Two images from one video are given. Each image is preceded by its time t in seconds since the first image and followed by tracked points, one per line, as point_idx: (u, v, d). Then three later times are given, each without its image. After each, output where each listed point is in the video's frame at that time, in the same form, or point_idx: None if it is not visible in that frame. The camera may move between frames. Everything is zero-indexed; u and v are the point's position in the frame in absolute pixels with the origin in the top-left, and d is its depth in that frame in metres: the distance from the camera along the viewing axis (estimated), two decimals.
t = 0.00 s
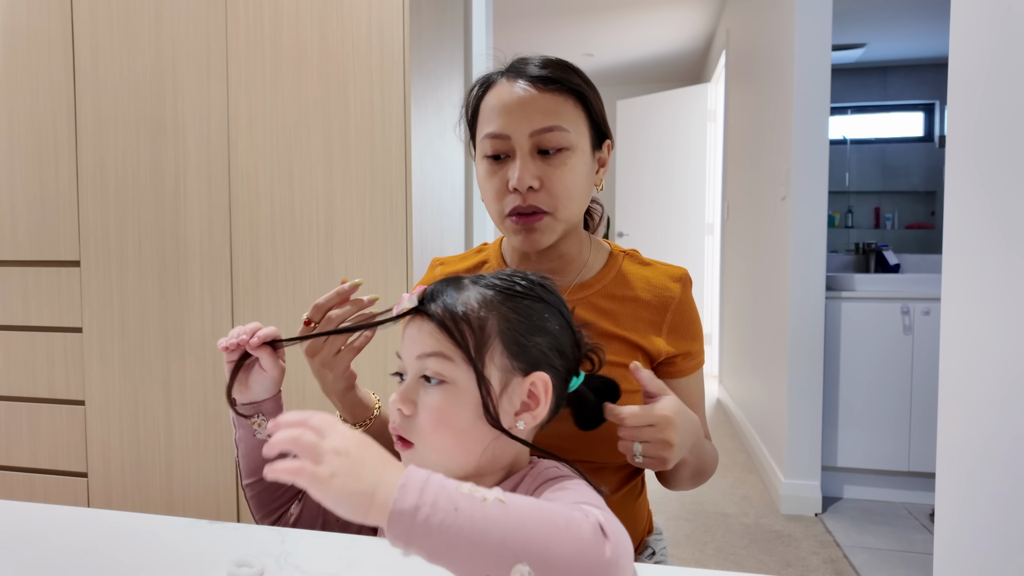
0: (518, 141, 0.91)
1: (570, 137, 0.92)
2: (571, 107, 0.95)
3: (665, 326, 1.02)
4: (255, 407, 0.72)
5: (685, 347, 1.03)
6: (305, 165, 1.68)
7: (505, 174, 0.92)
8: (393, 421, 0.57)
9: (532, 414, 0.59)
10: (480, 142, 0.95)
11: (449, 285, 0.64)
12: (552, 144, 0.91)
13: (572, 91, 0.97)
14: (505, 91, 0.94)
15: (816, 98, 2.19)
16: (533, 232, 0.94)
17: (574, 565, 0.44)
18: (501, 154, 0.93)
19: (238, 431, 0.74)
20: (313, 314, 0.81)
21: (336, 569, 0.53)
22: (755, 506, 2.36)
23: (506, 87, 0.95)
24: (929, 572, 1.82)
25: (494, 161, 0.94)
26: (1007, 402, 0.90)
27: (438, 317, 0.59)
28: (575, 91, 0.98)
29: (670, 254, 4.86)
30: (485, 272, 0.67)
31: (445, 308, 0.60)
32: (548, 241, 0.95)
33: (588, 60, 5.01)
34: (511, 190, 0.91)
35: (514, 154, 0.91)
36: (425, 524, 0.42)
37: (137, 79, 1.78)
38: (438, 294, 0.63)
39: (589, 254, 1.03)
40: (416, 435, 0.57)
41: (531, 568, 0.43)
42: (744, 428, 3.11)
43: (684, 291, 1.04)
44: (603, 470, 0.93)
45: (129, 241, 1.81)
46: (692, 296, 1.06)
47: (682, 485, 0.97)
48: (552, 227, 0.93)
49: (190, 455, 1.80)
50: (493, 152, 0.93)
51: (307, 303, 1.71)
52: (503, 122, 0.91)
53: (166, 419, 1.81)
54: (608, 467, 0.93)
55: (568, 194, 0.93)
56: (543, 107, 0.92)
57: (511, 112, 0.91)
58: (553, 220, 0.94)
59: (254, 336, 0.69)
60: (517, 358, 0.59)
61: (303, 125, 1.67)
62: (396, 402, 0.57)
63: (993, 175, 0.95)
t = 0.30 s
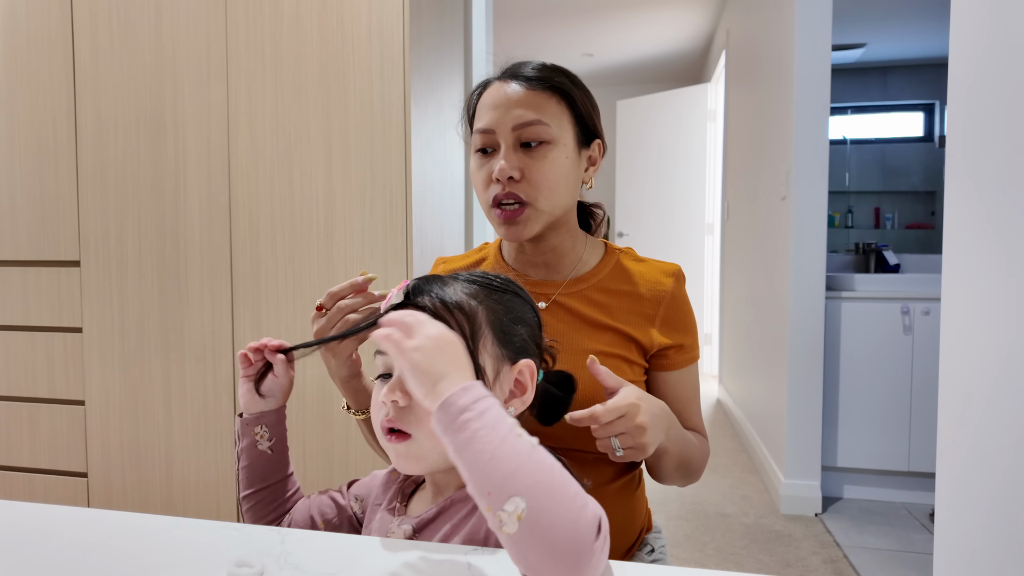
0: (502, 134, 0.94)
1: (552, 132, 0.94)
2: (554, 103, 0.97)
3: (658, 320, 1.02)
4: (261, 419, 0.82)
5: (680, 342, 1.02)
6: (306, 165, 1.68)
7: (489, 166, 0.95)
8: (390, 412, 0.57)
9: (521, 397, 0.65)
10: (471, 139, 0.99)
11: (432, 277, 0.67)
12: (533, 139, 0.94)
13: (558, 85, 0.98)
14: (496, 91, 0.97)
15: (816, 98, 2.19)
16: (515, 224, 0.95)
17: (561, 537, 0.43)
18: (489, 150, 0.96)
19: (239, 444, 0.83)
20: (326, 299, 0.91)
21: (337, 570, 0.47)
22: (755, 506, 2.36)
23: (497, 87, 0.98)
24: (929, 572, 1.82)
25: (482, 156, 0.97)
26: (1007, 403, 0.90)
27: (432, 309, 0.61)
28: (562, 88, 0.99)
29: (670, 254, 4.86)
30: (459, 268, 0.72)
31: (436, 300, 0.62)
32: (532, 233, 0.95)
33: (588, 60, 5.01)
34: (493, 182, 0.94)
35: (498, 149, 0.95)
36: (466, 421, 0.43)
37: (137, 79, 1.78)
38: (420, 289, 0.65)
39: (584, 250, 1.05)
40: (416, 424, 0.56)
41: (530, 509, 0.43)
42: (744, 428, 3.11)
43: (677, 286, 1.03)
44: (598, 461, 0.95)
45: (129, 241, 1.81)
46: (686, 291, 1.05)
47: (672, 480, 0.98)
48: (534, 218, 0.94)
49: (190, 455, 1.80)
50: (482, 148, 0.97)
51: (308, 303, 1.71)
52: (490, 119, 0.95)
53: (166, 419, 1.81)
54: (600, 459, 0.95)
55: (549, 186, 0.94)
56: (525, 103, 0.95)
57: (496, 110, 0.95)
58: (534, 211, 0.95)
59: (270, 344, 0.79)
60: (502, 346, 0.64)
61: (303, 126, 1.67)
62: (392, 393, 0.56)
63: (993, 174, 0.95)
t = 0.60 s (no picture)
0: (488, 133, 0.97)
1: (536, 131, 0.96)
2: (539, 105, 0.98)
3: (646, 314, 1.02)
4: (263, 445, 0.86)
5: (669, 336, 1.02)
6: (305, 165, 1.68)
7: (477, 164, 0.97)
8: (393, 392, 0.67)
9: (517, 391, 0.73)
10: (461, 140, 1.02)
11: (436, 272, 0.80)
12: (519, 137, 0.96)
13: (544, 87, 1.00)
14: (486, 93, 1.00)
15: (816, 98, 2.19)
16: (502, 220, 0.96)
17: (617, 503, 0.50)
18: (478, 150, 0.99)
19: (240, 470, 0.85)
20: (313, 298, 0.96)
21: (336, 570, 0.46)
22: (755, 506, 2.36)
23: (488, 90, 1.00)
24: (929, 572, 1.82)
25: (471, 156, 1.00)
26: (1007, 403, 0.90)
27: (442, 295, 0.73)
28: (548, 91, 1.01)
29: (670, 254, 4.85)
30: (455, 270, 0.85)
31: (442, 289, 0.74)
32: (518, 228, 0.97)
33: (588, 60, 5.01)
34: (480, 180, 0.96)
35: (485, 148, 0.97)
36: (561, 385, 0.57)
37: (137, 79, 1.78)
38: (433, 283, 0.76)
39: (572, 248, 1.05)
40: (415, 403, 0.66)
41: (601, 464, 0.52)
42: (744, 428, 3.11)
43: (665, 281, 1.04)
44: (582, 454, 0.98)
45: (129, 240, 1.81)
46: (674, 287, 1.05)
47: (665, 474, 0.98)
48: (519, 214, 0.96)
49: (190, 456, 1.80)
50: (471, 147, 1.00)
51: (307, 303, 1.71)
52: (477, 120, 0.98)
53: (166, 419, 1.81)
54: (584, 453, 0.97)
55: (535, 183, 0.95)
56: (511, 104, 0.97)
57: (484, 111, 0.98)
58: (519, 206, 0.96)
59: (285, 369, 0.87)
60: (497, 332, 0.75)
61: (303, 125, 1.67)
62: (398, 374, 0.67)
63: (993, 173, 0.95)
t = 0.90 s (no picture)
0: (464, 133, 0.98)
1: (511, 131, 0.97)
2: (514, 105, 0.99)
3: (618, 310, 1.01)
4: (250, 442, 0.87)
5: (642, 332, 1.01)
6: (305, 165, 1.68)
7: (454, 163, 0.99)
8: (409, 388, 0.69)
9: (520, 388, 0.79)
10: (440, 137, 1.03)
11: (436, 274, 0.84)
12: (494, 137, 0.97)
13: (520, 85, 1.00)
14: (462, 92, 1.00)
15: (816, 98, 2.19)
16: (478, 218, 0.98)
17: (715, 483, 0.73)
18: (455, 149, 1.00)
19: (226, 468, 0.86)
20: (284, 298, 0.97)
21: (337, 570, 0.46)
22: (755, 506, 2.36)
23: (464, 89, 1.01)
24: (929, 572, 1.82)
25: (449, 154, 1.01)
26: (1007, 404, 0.90)
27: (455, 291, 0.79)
28: (524, 90, 1.00)
29: (671, 254, 4.85)
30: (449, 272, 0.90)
31: (450, 287, 0.80)
32: (494, 226, 0.99)
33: (588, 60, 5.01)
34: (457, 179, 0.98)
35: (462, 147, 0.99)
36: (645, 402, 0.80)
37: (137, 79, 1.78)
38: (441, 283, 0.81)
39: (549, 244, 1.06)
40: (432, 398, 0.69)
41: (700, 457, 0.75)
42: (744, 428, 3.10)
43: (638, 277, 1.02)
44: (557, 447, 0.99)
45: (129, 241, 1.81)
46: (649, 283, 1.04)
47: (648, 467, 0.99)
48: (495, 212, 0.98)
49: (190, 456, 1.80)
50: (448, 146, 1.01)
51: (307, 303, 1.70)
52: (454, 119, 0.99)
53: (166, 419, 1.81)
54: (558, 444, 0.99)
55: (509, 182, 0.97)
56: (487, 104, 0.98)
57: (460, 111, 0.98)
58: (496, 206, 0.98)
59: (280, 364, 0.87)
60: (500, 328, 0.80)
61: (303, 125, 1.67)
62: (415, 368, 0.70)
63: (993, 174, 0.95)
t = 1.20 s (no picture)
0: (450, 125, 0.97)
1: (499, 127, 0.97)
2: (502, 100, 0.98)
3: (593, 310, 1.00)
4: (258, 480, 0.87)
5: (618, 336, 0.99)
6: (305, 164, 1.68)
7: (439, 155, 0.99)
8: (427, 378, 0.70)
9: (523, 384, 0.80)
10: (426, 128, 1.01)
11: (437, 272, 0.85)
12: (481, 132, 0.97)
13: (507, 81, 0.99)
14: (451, 85, 0.99)
15: (817, 98, 2.19)
16: (462, 213, 0.99)
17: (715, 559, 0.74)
18: (442, 141, 0.99)
19: (234, 507, 0.86)
20: (267, 290, 0.97)
21: (336, 570, 0.46)
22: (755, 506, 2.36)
23: (454, 82, 0.99)
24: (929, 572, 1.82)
25: (436, 146, 1.00)
26: (1006, 403, 0.90)
27: (457, 286, 0.80)
28: (511, 85, 1.00)
29: (671, 254, 4.85)
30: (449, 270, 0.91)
31: (448, 285, 0.80)
32: (478, 221, 0.99)
33: (589, 60, 5.01)
34: (444, 171, 0.98)
35: (448, 140, 0.98)
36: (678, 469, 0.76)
37: (137, 79, 1.78)
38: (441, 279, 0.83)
39: (530, 238, 1.06)
40: (451, 388, 0.70)
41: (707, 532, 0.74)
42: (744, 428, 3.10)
43: (614, 276, 1.02)
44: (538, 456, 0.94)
45: (128, 240, 1.81)
46: (625, 282, 1.04)
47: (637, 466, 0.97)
48: (479, 207, 0.98)
49: (190, 455, 1.80)
50: (435, 138, 1.00)
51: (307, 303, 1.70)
52: (442, 110, 0.98)
53: (166, 419, 1.81)
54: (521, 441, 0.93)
55: (495, 177, 0.98)
56: (476, 99, 0.97)
57: (447, 103, 0.98)
58: (480, 200, 0.98)
59: (297, 412, 0.87)
60: (504, 325, 0.81)
61: (302, 124, 1.67)
62: (431, 359, 0.71)
63: (993, 174, 0.95)
